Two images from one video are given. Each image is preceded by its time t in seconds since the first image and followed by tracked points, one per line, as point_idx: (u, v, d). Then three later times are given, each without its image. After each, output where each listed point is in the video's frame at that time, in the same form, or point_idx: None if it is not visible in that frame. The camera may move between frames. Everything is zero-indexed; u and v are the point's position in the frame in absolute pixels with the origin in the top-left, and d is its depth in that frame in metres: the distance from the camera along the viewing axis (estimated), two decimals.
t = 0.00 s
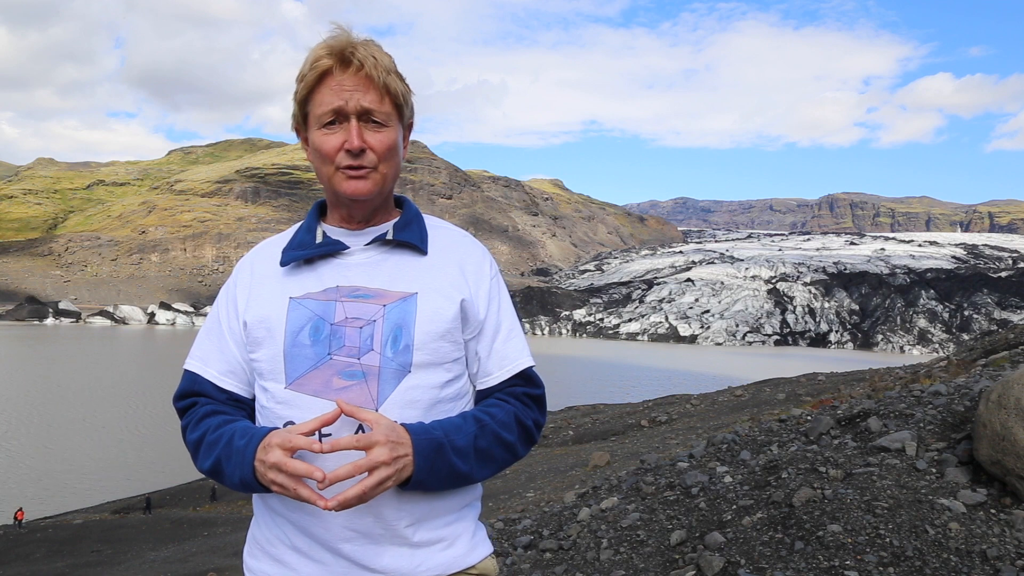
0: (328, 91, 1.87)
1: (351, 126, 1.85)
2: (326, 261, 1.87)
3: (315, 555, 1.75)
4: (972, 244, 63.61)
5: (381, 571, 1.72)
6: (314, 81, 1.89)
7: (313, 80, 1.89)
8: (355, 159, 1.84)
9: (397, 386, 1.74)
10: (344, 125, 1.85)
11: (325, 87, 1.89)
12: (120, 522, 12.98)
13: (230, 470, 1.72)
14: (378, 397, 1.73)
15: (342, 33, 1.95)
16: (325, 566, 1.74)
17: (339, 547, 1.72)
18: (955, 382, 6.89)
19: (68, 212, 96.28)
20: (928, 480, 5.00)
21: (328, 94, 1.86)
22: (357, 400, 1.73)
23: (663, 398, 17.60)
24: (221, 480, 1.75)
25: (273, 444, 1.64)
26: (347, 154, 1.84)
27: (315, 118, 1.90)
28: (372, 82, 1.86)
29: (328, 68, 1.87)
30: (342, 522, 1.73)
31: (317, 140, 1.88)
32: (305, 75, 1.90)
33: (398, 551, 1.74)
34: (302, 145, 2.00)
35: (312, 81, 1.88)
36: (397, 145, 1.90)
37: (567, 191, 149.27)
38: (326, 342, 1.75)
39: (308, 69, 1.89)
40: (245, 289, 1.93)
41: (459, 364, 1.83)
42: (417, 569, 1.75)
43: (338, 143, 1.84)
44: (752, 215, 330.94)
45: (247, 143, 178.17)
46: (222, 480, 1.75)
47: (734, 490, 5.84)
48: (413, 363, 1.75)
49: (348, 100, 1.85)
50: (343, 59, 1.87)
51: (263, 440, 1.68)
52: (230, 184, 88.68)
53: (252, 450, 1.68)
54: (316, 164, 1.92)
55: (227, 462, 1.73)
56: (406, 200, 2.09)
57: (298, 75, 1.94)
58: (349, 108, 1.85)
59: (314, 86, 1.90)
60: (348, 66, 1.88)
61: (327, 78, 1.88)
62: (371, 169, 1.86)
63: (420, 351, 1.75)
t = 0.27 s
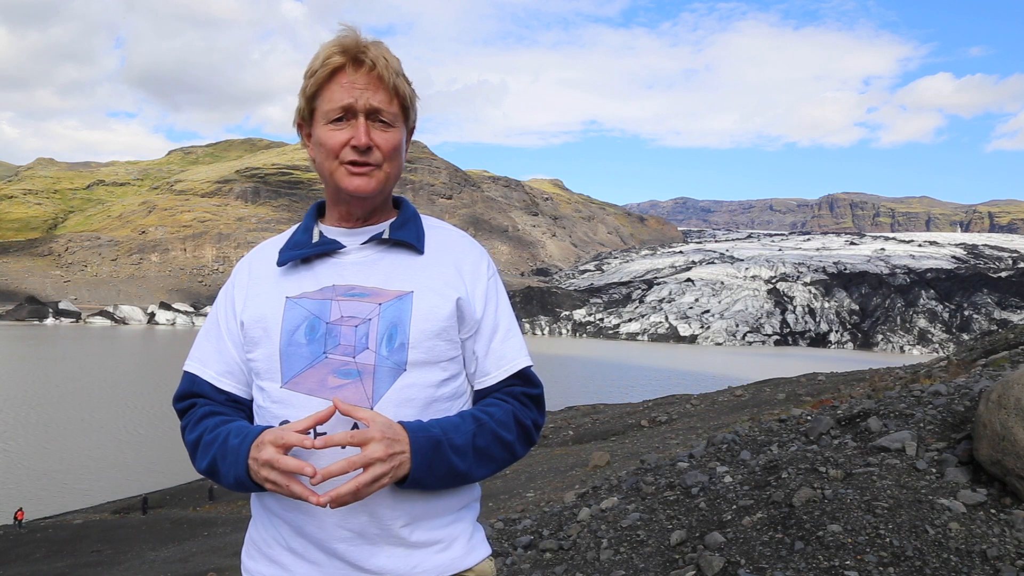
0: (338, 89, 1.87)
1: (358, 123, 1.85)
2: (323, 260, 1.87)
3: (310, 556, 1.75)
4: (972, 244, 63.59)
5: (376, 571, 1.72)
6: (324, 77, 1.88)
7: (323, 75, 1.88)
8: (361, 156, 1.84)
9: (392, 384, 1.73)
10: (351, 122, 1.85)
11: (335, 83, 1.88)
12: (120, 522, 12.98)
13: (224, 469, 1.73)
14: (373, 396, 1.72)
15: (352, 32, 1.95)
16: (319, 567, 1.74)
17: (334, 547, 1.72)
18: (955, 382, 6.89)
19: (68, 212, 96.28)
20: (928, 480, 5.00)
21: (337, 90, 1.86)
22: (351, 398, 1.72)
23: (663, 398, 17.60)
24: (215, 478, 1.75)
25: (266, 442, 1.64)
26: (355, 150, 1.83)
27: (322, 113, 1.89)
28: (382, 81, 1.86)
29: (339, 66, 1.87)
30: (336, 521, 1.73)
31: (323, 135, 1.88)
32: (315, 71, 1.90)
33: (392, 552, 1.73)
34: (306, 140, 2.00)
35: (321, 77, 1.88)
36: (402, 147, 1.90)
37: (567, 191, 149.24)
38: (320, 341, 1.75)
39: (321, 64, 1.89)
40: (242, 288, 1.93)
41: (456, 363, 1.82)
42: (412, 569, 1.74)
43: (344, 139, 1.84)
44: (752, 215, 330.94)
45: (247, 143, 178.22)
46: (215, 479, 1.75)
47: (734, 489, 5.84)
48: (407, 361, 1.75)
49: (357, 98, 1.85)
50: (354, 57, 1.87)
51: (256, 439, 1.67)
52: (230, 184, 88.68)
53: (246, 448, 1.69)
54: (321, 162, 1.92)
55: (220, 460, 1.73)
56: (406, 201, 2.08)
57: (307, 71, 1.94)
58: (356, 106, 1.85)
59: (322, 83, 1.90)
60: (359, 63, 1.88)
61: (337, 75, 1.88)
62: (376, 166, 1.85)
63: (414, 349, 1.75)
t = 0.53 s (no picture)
0: (344, 86, 1.86)
1: (362, 120, 1.85)
2: (320, 258, 1.87)
3: (303, 558, 1.76)
4: (972, 244, 63.59)
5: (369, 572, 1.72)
6: (332, 74, 1.89)
7: (329, 73, 1.88)
8: (365, 151, 1.84)
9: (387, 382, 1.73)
10: (355, 119, 1.85)
11: (342, 80, 1.89)
12: (120, 522, 12.99)
13: (215, 465, 1.73)
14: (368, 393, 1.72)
15: (360, 31, 1.96)
16: (314, 568, 1.74)
17: (329, 546, 1.72)
18: (955, 381, 6.89)
19: (68, 212, 96.31)
20: (928, 480, 5.00)
21: (342, 88, 1.87)
22: (344, 397, 1.71)
23: (663, 398, 17.61)
24: (209, 475, 1.75)
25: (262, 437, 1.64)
26: (357, 145, 1.83)
27: (327, 109, 1.89)
28: (389, 82, 1.86)
29: (347, 63, 1.87)
30: (332, 519, 1.73)
31: (326, 132, 1.88)
32: (321, 69, 1.91)
33: (388, 553, 1.73)
34: (309, 139, 2.01)
35: (329, 73, 1.88)
36: (404, 145, 1.89)
37: (567, 191, 149.29)
38: (315, 339, 1.75)
39: (327, 62, 1.90)
40: (241, 287, 1.93)
41: (452, 362, 1.82)
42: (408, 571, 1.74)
43: (347, 136, 1.84)
44: (752, 215, 330.91)
45: (246, 143, 178.26)
46: (209, 477, 1.76)
47: (734, 489, 5.83)
48: (401, 359, 1.74)
49: (362, 95, 1.85)
50: (361, 55, 1.88)
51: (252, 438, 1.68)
52: (229, 184, 88.68)
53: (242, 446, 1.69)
54: (323, 157, 1.92)
55: (213, 459, 1.73)
56: (405, 201, 2.08)
57: (312, 69, 1.94)
58: (361, 103, 1.85)
59: (329, 79, 1.90)
60: (366, 61, 1.89)
61: (345, 71, 1.89)
62: (378, 164, 1.85)
63: (408, 348, 1.74)
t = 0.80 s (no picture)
0: (345, 83, 1.87)
1: (361, 115, 1.85)
2: (319, 257, 1.87)
3: (302, 556, 1.75)
4: (972, 245, 63.58)
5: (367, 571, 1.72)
6: (332, 72, 1.90)
7: (331, 72, 1.90)
8: (364, 146, 1.84)
9: (385, 379, 1.73)
10: (356, 114, 1.85)
11: (343, 78, 1.90)
12: (120, 522, 12.99)
13: (213, 464, 1.73)
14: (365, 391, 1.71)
15: (362, 31, 1.96)
16: (311, 567, 1.74)
17: (328, 546, 1.72)
18: (955, 382, 6.89)
19: (68, 212, 96.34)
20: (929, 480, 5.00)
21: (343, 84, 1.87)
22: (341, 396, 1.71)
23: (663, 398, 17.62)
24: (206, 474, 1.76)
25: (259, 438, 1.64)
26: (356, 141, 1.83)
27: (328, 106, 1.90)
28: (388, 79, 1.87)
29: (347, 60, 1.89)
30: (331, 517, 1.73)
31: (327, 126, 1.87)
32: (323, 67, 1.92)
33: (385, 553, 1.72)
34: (311, 137, 2.01)
35: (330, 71, 1.89)
36: (403, 143, 1.89)
37: (567, 191, 149.31)
38: (314, 338, 1.75)
39: (329, 58, 1.90)
40: (242, 287, 1.93)
41: (451, 362, 1.82)
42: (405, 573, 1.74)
43: (347, 131, 1.83)
44: (752, 215, 330.93)
45: (246, 143, 178.28)
46: (206, 475, 1.76)
47: (734, 490, 5.83)
48: (400, 359, 1.74)
49: (363, 92, 1.86)
50: (364, 53, 1.89)
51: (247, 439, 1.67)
52: (230, 184, 88.70)
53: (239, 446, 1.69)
54: (323, 154, 1.92)
55: (210, 457, 1.74)
56: (405, 202, 2.08)
57: (315, 67, 1.95)
58: (361, 98, 1.85)
59: (331, 76, 1.91)
60: (368, 57, 1.90)
61: (345, 69, 1.90)
62: (377, 159, 1.85)
63: (406, 347, 1.74)
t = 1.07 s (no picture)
0: (339, 84, 1.87)
1: (358, 118, 1.85)
2: (320, 257, 1.88)
3: (304, 554, 1.76)
4: (972, 244, 63.59)
5: (368, 570, 1.72)
6: (327, 76, 1.90)
7: (326, 72, 1.90)
8: (361, 148, 1.84)
9: (386, 381, 1.73)
10: (351, 117, 1.85)
11: (337, 80, 1.89)
12: (121, 521, 12.99)
13: (214, 461, 1.74)
14: (368, 391, 1.73)
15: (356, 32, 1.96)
16: (314, 566, 1.75)
17: (332, 542, 1.72)
18: (955, 382, 6.90)
19: (68, 212, 96.37)
20: (928, 480, 5.01)
21: (338, 87, 1.87)
22: (346, 395, 1.73)
23: (664, 398, 17.61)
24: (208, 472, 1.75)
25: (265, 434, 1.67)
26: (353, 143, 1.84)
27: (324, 110, 1.90)
28: (383, 80, 1.87)
29: (341, 61, 1.88)
30: (332, 520, 1.73)
31: (324, 131, 1.88)
32: (317, 71, 1.91)
33: (386, 551, 1.73)
34: (308, 141, 2.00)
35: (324, 74, 1.89)
36: (400, 143, 1.89)
37: (567, 191, 149.28)
38: (315, 338, 1.75)
39: (321, 63, 1.90)
40: (242, 288, 1.94)
41: (452, 361, 1.82)
42: (407, 568, 1.74)
43: (343, 134, 1.84)
44: (752, 215, 330.92)
45: (246, 143, 178.33)
46: (209, 473, 1.77)
47: (734, 490, 5.84)
48: (400, 359, 1.75)
49: (358, 93, 1.85)
50: (356, 54, 1.89)
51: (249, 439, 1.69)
52: (230, 185, 88.72)
53: (241, 443, 1.70)
54: (320, 158, 1.92)
55: (214, 452, 1.74)
56: (404, 202, 2.08)
57: (309, 72, 1.95)
58: (356, 100, 1.85)
59: (324, 80, 1.91)
60: (360, 60, 1.90)
61: (339, 72, 1.90)
62: (375, 161, 1.85)
63: (407, 347, 1.75)
